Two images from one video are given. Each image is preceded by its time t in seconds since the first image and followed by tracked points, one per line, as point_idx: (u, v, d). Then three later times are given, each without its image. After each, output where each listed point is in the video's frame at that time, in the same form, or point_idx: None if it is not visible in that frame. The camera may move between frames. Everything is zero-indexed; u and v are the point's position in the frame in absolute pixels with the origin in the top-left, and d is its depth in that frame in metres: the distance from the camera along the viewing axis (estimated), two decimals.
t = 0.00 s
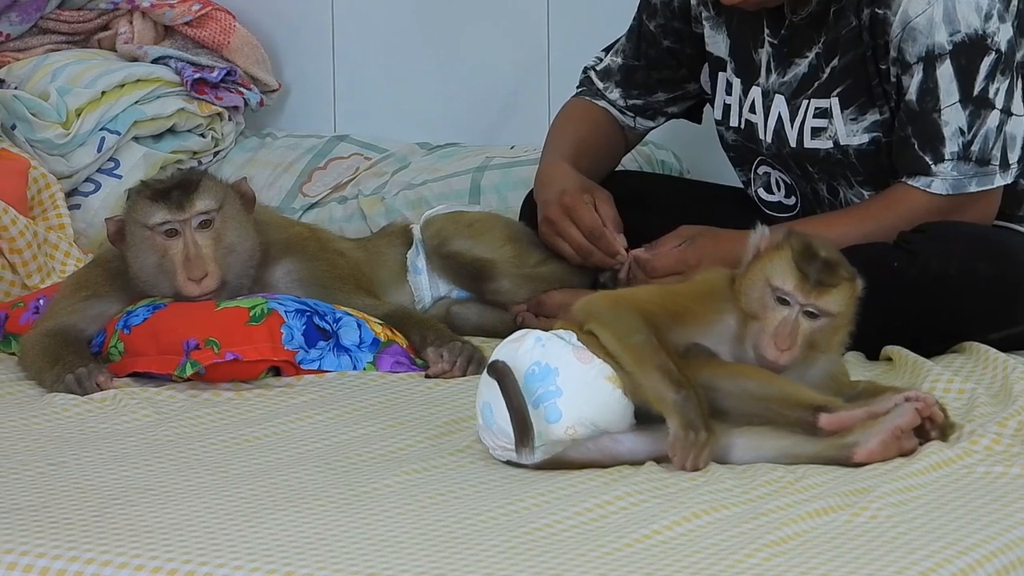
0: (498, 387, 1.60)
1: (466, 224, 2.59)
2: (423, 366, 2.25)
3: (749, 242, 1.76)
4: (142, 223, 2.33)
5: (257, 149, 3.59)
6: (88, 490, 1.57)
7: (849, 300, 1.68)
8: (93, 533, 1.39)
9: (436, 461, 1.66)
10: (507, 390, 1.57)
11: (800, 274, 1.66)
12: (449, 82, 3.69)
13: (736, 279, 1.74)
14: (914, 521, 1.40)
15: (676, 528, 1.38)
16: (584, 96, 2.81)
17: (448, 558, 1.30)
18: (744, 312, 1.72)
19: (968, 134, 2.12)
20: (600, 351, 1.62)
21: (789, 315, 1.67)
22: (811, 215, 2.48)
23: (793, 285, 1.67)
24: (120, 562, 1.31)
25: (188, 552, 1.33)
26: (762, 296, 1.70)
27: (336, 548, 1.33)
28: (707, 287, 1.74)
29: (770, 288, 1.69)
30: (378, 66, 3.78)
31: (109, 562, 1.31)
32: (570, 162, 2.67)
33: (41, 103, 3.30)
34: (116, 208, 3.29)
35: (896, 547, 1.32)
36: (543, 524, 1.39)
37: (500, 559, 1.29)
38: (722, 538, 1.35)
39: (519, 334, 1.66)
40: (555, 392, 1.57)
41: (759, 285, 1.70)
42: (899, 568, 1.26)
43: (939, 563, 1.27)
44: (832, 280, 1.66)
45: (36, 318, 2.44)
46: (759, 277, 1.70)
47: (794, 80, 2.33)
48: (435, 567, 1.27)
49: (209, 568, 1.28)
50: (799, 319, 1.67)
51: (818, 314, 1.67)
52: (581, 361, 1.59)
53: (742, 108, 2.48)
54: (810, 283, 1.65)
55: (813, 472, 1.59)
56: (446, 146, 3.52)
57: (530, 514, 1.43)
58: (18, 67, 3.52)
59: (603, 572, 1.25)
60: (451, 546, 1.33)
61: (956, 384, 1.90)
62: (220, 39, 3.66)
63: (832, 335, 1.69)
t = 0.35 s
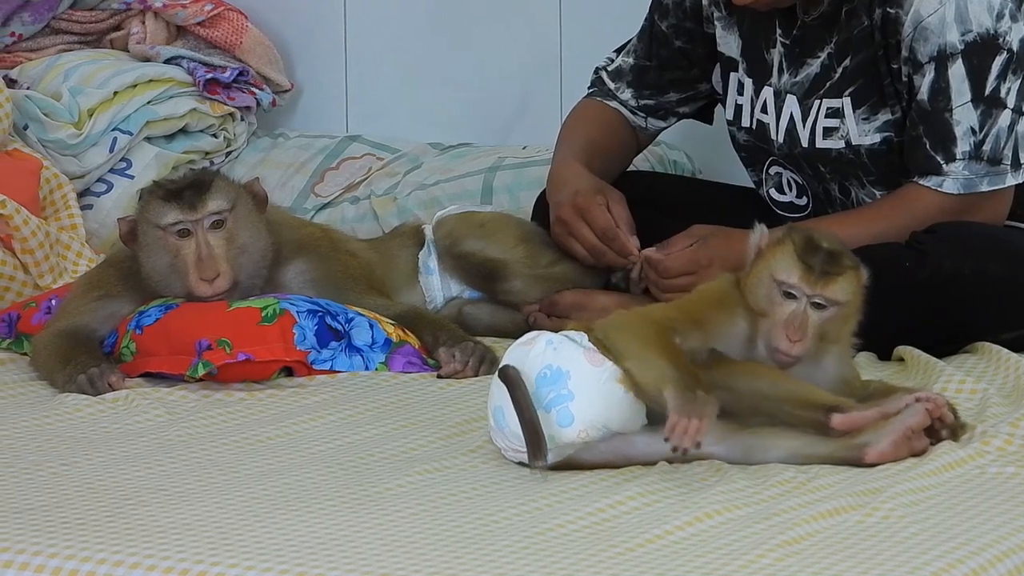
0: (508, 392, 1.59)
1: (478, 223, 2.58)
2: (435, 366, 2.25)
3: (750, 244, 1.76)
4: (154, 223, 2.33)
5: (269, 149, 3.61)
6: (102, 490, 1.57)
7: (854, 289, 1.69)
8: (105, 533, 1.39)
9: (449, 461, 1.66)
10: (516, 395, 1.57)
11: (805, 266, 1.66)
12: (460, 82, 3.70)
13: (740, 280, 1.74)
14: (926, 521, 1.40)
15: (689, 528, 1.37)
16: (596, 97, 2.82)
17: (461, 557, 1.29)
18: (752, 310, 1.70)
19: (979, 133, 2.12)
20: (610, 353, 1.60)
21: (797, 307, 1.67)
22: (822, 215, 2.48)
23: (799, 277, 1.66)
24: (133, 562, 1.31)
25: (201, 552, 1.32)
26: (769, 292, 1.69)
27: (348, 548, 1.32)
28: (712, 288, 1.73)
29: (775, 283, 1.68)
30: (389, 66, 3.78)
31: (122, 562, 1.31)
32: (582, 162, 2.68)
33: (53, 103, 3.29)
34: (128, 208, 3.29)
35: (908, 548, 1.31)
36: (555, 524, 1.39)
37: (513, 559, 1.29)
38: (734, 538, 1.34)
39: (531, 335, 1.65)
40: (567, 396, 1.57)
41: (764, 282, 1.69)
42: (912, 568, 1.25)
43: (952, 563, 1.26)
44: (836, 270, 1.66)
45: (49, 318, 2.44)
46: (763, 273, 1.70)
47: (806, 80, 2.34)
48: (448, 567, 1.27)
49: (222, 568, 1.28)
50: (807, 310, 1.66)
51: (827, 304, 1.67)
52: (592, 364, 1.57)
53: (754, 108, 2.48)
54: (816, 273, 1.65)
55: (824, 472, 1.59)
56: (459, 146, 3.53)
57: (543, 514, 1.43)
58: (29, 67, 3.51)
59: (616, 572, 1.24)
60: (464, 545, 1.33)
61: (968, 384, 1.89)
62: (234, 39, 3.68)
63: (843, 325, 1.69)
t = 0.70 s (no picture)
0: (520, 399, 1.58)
1: (487, 223, 2.59)
2: (444, 366, 2.25)
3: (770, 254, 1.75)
4: (163, 223, 2.34)
5: (277, 149, 3.62)
6: (112, 490, 1.57)
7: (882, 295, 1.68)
8: (114, 533, 1.39)
9: (458, 461, 1.66)
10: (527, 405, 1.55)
11: (832, 276, 1.65)
12: (468, 81, 3.70)
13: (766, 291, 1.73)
14: (934, 521, 1.39)
15: (698, 528, 1.37)
16: (604, 96, 2.82)
17: (470, 557, 1.29)
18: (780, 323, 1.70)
19: (988, 132, 2.12)
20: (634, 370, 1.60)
21: (827, 318, 1.66)
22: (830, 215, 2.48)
23: (828, 289, 1.65)
24: (141, 562, 1.31)
25: (210, 552, 1.32)
26: (797, 304, 1.68)
27: (357, 548, 1.32)
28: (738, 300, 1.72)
29: (804, 294, 1.67)
30: (397, 66, 3.78)
31: (131, 562, 1.31)
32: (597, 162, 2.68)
33: (62, 103, 3.31)
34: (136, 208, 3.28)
35: (917, 548, 1.31)
36: (564, 524, 1.39)
37: (523, 559, 1.28)
38: (743, 538, 1.34)
39: (544, 339, 1.64)
40: (580, 406, 1.56)
41: (791, 293, 1.68)
42: (920, 568, 1.25)
43: (960, 563, 1.26)
44: (863, 278, 1.65)
45: (58, 318, 2.45)
46: (791, 287, 1.69)
47: (814, 79, 2.34)
48: (458, 567, 1.26)
49: (231, 568, 1.27)
50: (837, 321, 1.66)
51: (856, 313, 1.66)
52: (607, 373, 1.57)
53: (762, 107, 2.49)
54: (844, 283, 1.65)
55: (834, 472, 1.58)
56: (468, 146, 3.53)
57: (551, 514, 1.43)
58: (37, 66, 3.52)
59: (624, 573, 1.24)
60: (473, 545, 1.32)
61: (976, 384, 1.89)
62: (241, 39, 3.67)
63: (871, 331, 1.69)
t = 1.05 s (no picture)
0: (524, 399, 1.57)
1: (491, 223, 2.59)
2: (448, 366, 2.25)
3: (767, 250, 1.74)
4: (167, 223, 2.34)
5: (281, 149, 3.61)
6: (116, 490, 1.56)
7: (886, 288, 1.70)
8: (118, 533, 1.39)
9: (462, 461, 1.66)
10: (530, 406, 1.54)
11: (842, 278, 1.65)
12: (473, 82, 3.70)
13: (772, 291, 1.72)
14: (939, 521, 1.39)
15: (702, 529, 1.37)
16: (613, 96, 2.82)
17: (474, 558, 1.29)
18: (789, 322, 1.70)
19: (995, 131, 2.11)
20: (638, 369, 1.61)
21: (839, 318, 1.67)
22: (835, 213, 2.48)
23: (840, 289, 1.65)
24: (145, 562, 1.30)
25: (214, 552, 1.32)
26: (807, 305, 1.68)
27: (361, 549, 1.32)
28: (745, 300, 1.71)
29: (813, 295, 1.67)
30: (403, 66, 3.78)
31: (134, 561, 1.31)
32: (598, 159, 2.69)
33: (67, 103, 3.31)
34: (141, 208, 3.29)
35: (921, 547, 1.31)
36: (568, 524, 1.38)
37: (527, 558, 1.28)
38: (747, 538, 1.34)
39: (549, 339, 1.64)
40: (585, 406, 1.56)
41: (801, 295, 1.68)
42: (924, 568, 1.24)
43: (965, 563, 1.26)
44: (870, 275, 1.65)
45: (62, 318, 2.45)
46: (799, 289, 1.68)
47: (821, 77, 2.35)
48: (461, 567, 1.26)
49: (235, 568, 1.27)
50: (849, 320, 1.67)
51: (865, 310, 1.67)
52: (612, 373, 1.57)
53: (769, 105, 2.49)
54: (855, 284, 1.65)
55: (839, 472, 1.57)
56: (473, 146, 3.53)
57: (555, 514, 1.42)
58: (42, 67, 3.52)
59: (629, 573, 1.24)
60: (477, 545, 1.32)
61: (981, 384, 1.89)
62: (246, 38, 3.68)
63: (877, 323, 1.71)
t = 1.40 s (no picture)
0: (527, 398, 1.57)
1: (492, 223, 2.59)
2: (449, 366, 2.25)
3: (768, 252, 1.68)
4: (168, 223, 2.34)
5: (282, 149, 3.61)
6: (117, 489, 1.56)
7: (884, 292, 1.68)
8: (119, 533, 1.39)
9: (462, 461, 1.66)
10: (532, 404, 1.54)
11: (852, 288, 1.63)
12: (474, 81, 3.70)
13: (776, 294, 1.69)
14: (939, 521, 1.39)
15: (702, 528, 1.37)
16: (619, 88, 2.83)
17: (474, 558, 1.29)
18: (793, 327, 1.68)
19: (998, 131, 2.11)
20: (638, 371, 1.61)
21: (846, 325, 1.65)
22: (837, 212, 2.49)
23: (850, 298, 1.63)
24: (146, 562, 1.30)
25: (214, 552, 1.32)
26: (816, 312, 1.65)
27: (362, 548, 1.32)
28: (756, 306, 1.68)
29: (823, 301, 1.65)
30: (403, 65, 3.78)
31: (135, 561, 1.31)
32: (625, 156, 2.71)
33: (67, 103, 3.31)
34: (142, 208, 3.30)
35: (921, 547, 1.31)
36: (568, 524, 1.38)
37: (528, 558, 1.28)
38: (748, 538, 1.34)
39: (549, 339, 1.64)
40: (588, 405, 1.56)
41: (810, 302, 1.65)
42: (925, 568, 1.24)
43: (965, 563, 1.26)
44: (876, 281, 1.64)
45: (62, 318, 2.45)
46: (809, 295, 1.65)
47: (821, 75, 2.35)
48: (461, 567, 1.26)
49: (235, 568, 1.27)
50: (854, 327, 1.65)
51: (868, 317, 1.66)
52: (614, 372, 1.57)
53: (773, 102, 2.49)
54: (865, 294, 1.62)
55: (840, 472, 1.57)
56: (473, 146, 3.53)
57: (555, 514, 1.42)
58: (42, 67, 3.52)
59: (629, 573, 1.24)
60: (477, 546, 1.32)
61: (981, 384, 1.89)
62: (247, 39, 3.68)
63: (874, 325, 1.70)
